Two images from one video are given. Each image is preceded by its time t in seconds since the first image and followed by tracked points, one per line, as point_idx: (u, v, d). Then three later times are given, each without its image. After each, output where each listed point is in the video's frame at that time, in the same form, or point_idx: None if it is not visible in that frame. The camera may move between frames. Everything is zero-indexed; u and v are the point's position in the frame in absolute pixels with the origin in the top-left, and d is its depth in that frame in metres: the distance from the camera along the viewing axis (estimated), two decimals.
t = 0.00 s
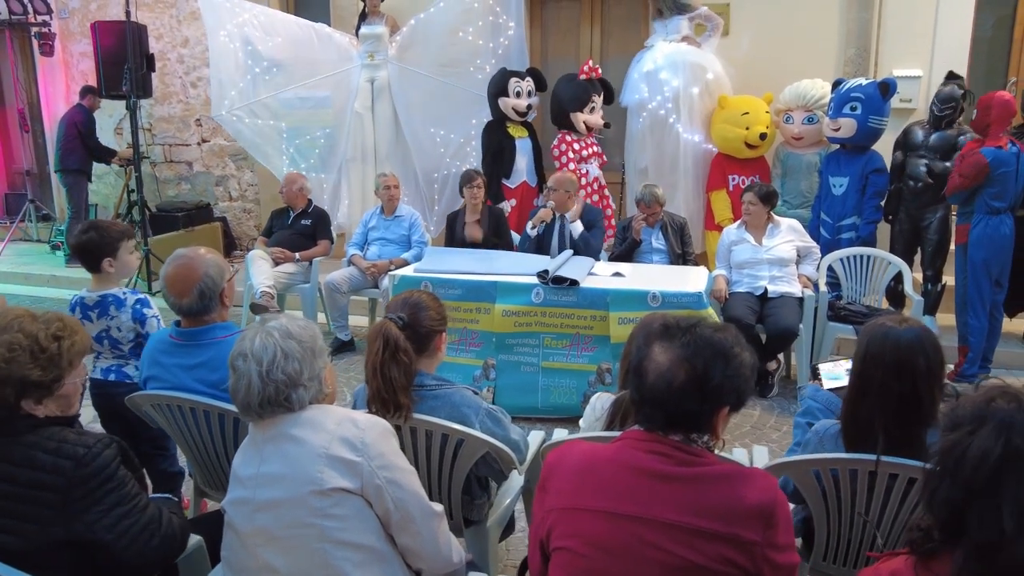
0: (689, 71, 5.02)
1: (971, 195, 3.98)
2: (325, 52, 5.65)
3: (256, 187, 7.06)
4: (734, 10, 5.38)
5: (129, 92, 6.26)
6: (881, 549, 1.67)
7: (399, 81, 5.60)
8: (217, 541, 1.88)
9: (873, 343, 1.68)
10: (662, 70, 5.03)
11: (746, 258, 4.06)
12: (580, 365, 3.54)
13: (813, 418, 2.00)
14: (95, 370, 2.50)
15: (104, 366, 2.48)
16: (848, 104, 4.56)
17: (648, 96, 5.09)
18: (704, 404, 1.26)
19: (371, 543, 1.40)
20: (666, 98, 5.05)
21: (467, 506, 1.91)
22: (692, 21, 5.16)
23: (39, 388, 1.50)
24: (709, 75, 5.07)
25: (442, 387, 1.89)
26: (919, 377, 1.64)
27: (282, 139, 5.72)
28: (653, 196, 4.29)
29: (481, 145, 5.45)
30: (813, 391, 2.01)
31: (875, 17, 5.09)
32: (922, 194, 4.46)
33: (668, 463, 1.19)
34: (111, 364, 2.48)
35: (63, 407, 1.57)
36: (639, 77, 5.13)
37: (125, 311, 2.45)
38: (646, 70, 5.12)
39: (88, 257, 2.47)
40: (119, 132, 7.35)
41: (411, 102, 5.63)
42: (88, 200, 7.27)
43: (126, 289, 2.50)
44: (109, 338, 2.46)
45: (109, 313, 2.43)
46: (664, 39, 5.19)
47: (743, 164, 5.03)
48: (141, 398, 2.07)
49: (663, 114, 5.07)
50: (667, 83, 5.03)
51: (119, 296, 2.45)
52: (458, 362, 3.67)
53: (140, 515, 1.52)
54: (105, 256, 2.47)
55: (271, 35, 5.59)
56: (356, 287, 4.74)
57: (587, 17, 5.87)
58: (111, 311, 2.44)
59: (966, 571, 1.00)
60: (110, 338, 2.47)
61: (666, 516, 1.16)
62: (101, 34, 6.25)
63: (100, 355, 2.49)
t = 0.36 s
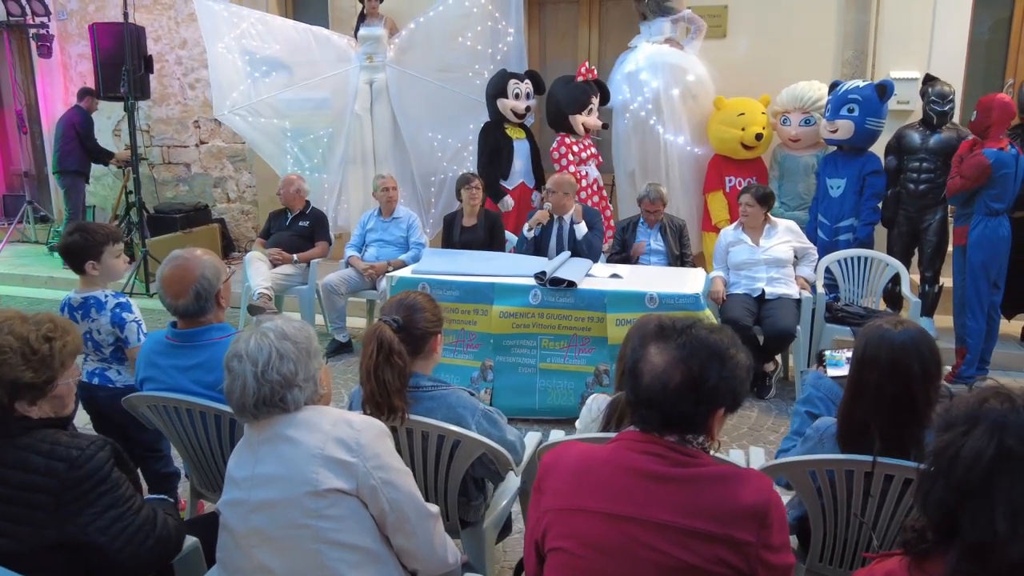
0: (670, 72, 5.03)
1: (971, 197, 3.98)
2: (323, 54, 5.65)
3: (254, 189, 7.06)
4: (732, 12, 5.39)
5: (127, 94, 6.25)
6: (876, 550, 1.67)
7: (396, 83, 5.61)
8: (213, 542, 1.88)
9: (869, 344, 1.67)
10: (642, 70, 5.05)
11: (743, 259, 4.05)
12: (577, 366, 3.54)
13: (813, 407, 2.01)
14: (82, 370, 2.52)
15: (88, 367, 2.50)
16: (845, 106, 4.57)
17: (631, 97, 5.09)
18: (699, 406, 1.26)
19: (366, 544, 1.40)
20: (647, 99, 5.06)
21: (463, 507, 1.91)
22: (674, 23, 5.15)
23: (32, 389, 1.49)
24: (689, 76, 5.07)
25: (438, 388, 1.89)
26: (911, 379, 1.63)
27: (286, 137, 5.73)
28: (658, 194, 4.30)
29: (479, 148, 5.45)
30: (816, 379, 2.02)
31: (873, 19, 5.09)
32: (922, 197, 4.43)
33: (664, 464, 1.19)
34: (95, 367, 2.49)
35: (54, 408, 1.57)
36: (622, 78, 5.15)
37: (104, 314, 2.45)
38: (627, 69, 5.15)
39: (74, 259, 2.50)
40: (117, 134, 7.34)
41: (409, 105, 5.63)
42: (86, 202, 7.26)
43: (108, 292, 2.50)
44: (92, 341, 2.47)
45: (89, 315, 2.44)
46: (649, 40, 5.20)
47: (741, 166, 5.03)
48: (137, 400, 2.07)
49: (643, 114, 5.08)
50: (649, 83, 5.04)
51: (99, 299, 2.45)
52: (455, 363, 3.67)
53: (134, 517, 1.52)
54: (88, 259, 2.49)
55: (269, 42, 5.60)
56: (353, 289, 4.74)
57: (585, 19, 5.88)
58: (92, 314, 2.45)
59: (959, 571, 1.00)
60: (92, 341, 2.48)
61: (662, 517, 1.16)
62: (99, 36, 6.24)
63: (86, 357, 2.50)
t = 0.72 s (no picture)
0: (652, 70, 5.03)
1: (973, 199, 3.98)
2: (323, 55, 5.65)
3: (254, 190, 7.05)
4: (732, 13, 5.39)
5: (126, 93, 6.24)
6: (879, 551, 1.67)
7: (397, 85, 5.61)
8: (215, 543, 1.88)
9: (886, 349, 1.62)
10: (635, 69, 5.07)
11: (744, 260, 4.05)
12: (578, 368, 3.54)
13: (824, 398, 2.00)
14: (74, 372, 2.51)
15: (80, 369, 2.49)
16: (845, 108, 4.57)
17: (621, 96, 5.14)
18: (704, 408, 1.26)
19: (370, 544, 1.40)
20: (639, 97, 5.08)
21: (466, 508, 1.91)
22: (668, 24, 5.16)
23: (36, 389, 1.49)
24: (682, 75, 5.06)
25: (441, 389, 1.89)
26: (927, 390, 1.58)
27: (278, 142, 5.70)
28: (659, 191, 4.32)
29: (479, 150, 5.45)
30: (830, 369, 2.01)
31: (873, 20, 5.10)
32: (922, 198, 4.46)
33: (670, 465, 1.19)
34: (91, 370, 2.48)
35: (58, 409, 1.57)
36: (613, 77, 5.20)
37: (100, 314, 2.45)
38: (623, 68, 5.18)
39: (69, 258, 2.50)
40: (116, 135, 7.33)
41: (409, 106, 5.64)
42: (86, 203, 7.25)
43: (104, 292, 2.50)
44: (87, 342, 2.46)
45: (84, 316, 2.43)
46: (644, 40, 5.21)
47: (741, 167, 5.03)
48: (141, 400, 2.07)
49: (635, 114, 5.10)
50: (641, 82, 5.05)
51: (97, 297, 2.45)
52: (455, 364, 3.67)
53: (137, 518, 1.52)
54: (83, 259, 2.49)
55: (269, 42, 5.59)
56: (353, 289, 4.74)
57: (585, 20, 5.88)
58: (87, 313, 2.44)
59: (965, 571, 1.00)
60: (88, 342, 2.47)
61: (666, 518, 1.16)
62: (99, 36, 6.24)
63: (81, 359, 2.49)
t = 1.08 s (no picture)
0: (662, 70, 5.05)
1: (973, 200, 3.99)
2: (324, 56, 5.66)
3: (254, 191, 7.04)
4: (732, 14, 5.40)
5: (127, 94, 6.24)
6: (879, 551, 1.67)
7: (398, 86, 5.62)
8: (215, 543, 1.88)
9: (896, 356, 1.60)
10: (642, 69, 5.10)
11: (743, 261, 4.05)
12: (578, 368, 3.54)
13: (830, 396, 1.96)
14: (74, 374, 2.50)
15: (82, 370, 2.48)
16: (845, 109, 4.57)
17: (626, 96, 5.14)
18: (711, 411, 1.26)
19: (371, 544, 1.40)
20: (645, 97, 5.08)
21: (466, 509, 1.91)
22: (676, 27, 5.17)
23: (38, 389, 1.49)
24: (689, 76, 5.07)
25: (442, 389, 1.89)
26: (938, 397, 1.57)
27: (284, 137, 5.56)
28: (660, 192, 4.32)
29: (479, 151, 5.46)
30: (835, 368, 1.96)
31: (873, 21, 5.09)
32: (921, 198, 4.47)
33: (674, 467, 1.19)
34: (92, 370, 2.48)
35: (59, 410, 1.57)
36: (619, 76, 5.22)
37: (103, 311, 2.46)
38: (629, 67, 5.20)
39: (67, 258, 2.50)
40: (117, 136, 7.33)
41: (409, 107, 5.65)
42: (87, 204, 7.25)
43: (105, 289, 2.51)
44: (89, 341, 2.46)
45: (86, 314, 2.44)
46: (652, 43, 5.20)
47: (741, 167, 5.03)
48: (142, 400, 2.07)
49: (641, 114, 5.10)
50: (648, 82, 5.07)
51: (100, 295, 2.46)
52: (456, 365, 3.66)
53: (138, 518, 1.52)
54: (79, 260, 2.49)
55: (270, 44, 5.56)
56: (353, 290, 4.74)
57: (585, 21, 5.89)
58: (90, 311, 2.45)
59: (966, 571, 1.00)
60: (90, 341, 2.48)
61: (670, 520, 1.16)
62: (99, 37, 6.24)
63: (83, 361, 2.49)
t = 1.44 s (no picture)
0: (668, 69, 5.05)
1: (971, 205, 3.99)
2: (321, 58, 5.66)
3: (252, 192, 7.04)
4: (729, 14, 5.40)
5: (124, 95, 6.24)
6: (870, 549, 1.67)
7: (396, 87, 5.63)
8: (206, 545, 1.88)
9: (889, 356, 1.61)
10: (643, 68, 5.10)
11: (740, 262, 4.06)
12: (574, 368, 3.54)
13: (819, 395, 1.94)
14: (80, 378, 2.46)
15: (93, 372, 2.46)
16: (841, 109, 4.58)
17: (629, 95, 5.15)
18: (714, 420, 1.24)
19: (362, 545, 1.40)
20: (647, 96, 5.09)
21: (459, 509, 1.91)
22: (679, 29, 5.17)
23: (28, 390, 1.50)
24: (691, 75, 5.08)
25: (434, 389, 1.90)
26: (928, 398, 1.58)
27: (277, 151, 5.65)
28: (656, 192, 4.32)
29: (477, 151, 5.47)
30: (828, 367, 1.95)
31: (870, 22, 5.09)
32: (915, 198, 4.49)
33: (673, 473, 1.18)
34: (104, 370, 2.47)
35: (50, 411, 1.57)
36: (621, 76, 5.21)
37: (123, 310, 2.47)
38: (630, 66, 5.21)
39: (78, 259, 2.49)
40: (115, 137, 7.33)
41: (408, 109, 5.66)
42: (85, 205, 7.25)
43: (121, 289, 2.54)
44: (104, 339, 2.46)
45: (104, 313, 2.44)
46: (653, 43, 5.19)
47: (738, 167, 5.03)
48: (137, 402, 2.07)
49: (642, 114, 5.11)
50: (650, 81, 5.08)
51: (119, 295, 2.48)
52: (452, 366, 3.66)
53: (129, 519, 1.52)
54: (98, 261, 2.51)
55: (269, 49, 5.56)
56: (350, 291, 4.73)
57: (583, 22, 5.89)
58: (109, 311, 2.45)
59: (952, 570, 1.00)
60: (103, 340, 2.47)
61: (664, 525, 1.15)
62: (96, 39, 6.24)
63: (91, 361, 2.47)
